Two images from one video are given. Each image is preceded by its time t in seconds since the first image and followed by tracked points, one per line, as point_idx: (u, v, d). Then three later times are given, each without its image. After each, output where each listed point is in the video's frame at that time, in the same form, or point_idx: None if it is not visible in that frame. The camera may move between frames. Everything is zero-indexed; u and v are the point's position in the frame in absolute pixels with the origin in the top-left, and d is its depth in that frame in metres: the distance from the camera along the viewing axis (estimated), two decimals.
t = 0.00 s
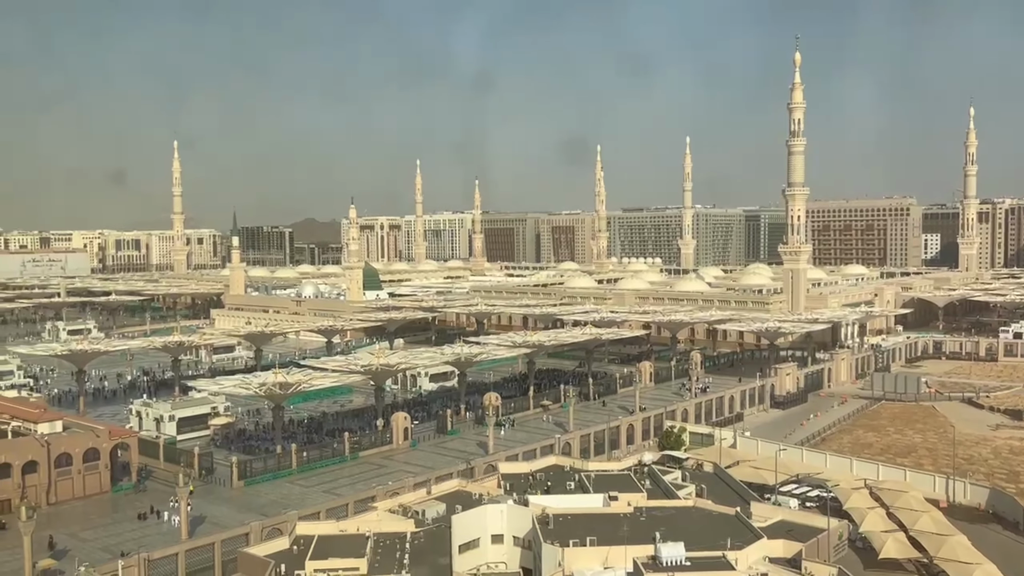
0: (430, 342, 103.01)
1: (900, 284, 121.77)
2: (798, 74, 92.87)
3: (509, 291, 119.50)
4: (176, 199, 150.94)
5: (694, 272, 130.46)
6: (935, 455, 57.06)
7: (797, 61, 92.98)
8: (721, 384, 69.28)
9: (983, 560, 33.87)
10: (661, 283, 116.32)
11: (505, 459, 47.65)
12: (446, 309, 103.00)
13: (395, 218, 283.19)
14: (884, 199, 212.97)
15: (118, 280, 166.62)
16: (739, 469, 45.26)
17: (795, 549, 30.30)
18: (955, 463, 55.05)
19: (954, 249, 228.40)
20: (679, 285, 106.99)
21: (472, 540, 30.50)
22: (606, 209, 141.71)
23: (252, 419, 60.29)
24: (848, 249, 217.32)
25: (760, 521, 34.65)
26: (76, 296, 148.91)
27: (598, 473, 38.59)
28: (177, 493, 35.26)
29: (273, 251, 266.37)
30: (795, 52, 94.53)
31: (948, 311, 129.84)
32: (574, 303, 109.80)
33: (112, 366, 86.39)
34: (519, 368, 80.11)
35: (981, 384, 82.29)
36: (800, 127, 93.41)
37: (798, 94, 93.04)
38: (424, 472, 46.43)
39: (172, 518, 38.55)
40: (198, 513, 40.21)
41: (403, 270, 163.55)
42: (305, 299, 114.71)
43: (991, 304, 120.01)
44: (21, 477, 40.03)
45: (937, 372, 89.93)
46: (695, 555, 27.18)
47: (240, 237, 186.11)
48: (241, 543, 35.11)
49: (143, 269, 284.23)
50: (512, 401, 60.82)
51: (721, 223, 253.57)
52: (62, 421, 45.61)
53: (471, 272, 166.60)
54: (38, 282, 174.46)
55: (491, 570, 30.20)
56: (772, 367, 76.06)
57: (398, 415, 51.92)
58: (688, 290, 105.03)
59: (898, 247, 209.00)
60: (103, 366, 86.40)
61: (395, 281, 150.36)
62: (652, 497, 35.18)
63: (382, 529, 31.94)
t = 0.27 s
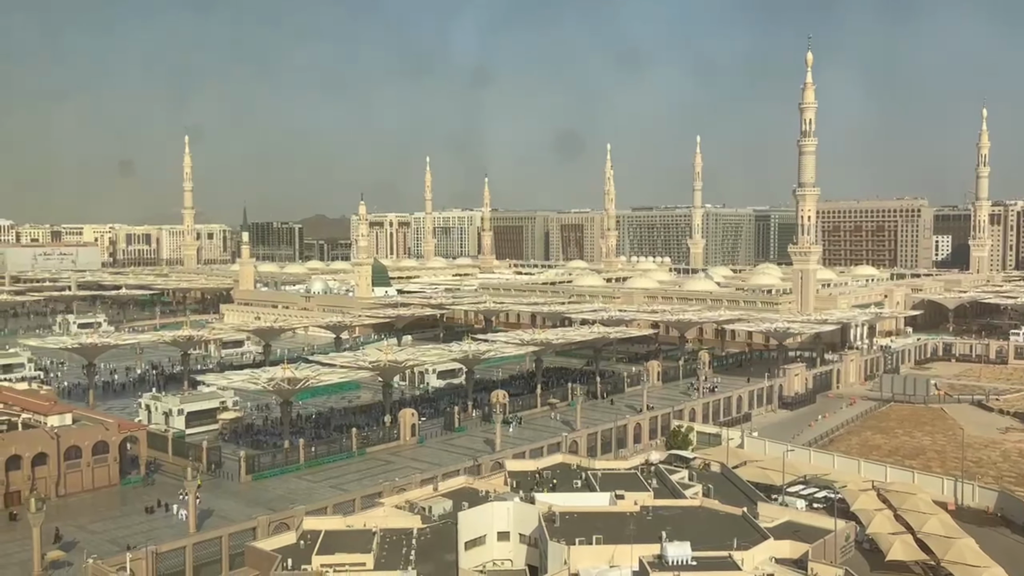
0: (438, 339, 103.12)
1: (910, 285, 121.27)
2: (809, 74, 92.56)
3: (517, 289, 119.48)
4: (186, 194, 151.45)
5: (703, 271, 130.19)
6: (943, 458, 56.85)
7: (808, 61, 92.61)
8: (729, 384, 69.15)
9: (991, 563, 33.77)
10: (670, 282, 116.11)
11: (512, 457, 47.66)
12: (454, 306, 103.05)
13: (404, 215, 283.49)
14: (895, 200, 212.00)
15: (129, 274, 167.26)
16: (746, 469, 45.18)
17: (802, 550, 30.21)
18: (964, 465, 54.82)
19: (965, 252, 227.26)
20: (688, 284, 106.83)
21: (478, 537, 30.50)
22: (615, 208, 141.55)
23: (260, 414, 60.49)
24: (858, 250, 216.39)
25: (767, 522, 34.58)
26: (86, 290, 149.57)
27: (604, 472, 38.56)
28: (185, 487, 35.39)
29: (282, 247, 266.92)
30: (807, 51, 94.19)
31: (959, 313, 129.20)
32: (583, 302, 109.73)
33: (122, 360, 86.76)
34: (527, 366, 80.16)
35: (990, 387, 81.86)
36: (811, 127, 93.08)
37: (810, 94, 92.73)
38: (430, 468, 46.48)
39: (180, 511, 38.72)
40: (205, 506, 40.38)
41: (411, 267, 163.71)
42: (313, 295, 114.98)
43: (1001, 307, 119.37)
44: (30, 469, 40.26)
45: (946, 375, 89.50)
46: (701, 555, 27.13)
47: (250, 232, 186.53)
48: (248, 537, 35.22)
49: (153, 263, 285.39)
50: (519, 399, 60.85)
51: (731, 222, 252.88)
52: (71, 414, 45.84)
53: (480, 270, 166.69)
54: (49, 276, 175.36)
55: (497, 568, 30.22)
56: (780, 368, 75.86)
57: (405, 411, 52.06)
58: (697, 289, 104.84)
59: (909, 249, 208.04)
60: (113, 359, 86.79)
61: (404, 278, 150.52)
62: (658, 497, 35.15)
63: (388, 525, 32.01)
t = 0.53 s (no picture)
0: (442, 335, 103.18)
1: (916, 286, 120.96)
2: (817, 74, 92.29)
3: (521, 286, 119.45)
4: (192, 189, 151.68)
5: (708, 270, 129.92)
6: (947, 459, 56.73)
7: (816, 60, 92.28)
8: (733, 383, 69.05)
9: (994, 565, 33.69)
10: (674, 280, 115.98)
11: (516, 454, 47.65)
12: (458, 303, 103.06)
13: (410, 212, 283.54)
14: (901, 200, 211.34)
15: (134, 268, 167.63)
16: (750, 468, 45.11)
17: (805, 550, 30.12)
18: (968, 467, 54.68)
19: (971, 253, 226.52)
20: (693, 283, 106.71)
21: (480, 534, 30.49)
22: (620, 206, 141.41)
23: (264, 409, 60.56)
24: (864, 250, 215.83)
25: (770, 522, 34.52)
26: (92, 283, 149.92)
27: (607, 470, 38.52)
28: (189, 481, 35.46)
29: (287, 242, 267.23)
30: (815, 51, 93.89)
31: (965, 314, 128.82)
32: (587, 299, 109.68)
33: (126, 353, 86.93)
34: (530, 364, 80.18)
35: (996, 389, 81.63)
36: (818, 126, 92.79)
37: (817, 93, 92.44)
38: (434, 465, 46.49)
39: (183, 505, 38.79)
40: (209, 501, 40.45)
41: (416, 263, 163.74)
42: (318, 291, 115.10)
43: (1008, 308, 119.02)
44: (35, 461, 40.37)
45: (952, 376, 89.30)
46: (703, 555, 27.09)
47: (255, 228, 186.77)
48: (251, 532, 35.25)
49: (159, 258, 285.98)
50: (523, 396, 60.82)
51: (737, 221, 252.46)
52: (76, 407, 45.93)
53: (484, 267, 166.67)
54: (55, 269, 175.82)
55: (499, 565, 30.21)
56: (785, 367, 75.72)
57: (409, 408, 52.09)
58: (702, 288, 104.71)
59: (915, 250, 207.42)
60: (117, 353, 86.98)
61: (408, 274, 150.63)
62: (661, 495, 35.09)
63: (391, 521, 32.02)
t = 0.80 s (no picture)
0: (445, 331, 103.24)
1: (919, 285, 120.85)
2: (822, 72, 92.15)
3: (524, 282, 119.45)
4: (195, 183, 151.81)
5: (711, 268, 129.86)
6: (949, 459, 56.73)
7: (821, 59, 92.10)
8: (735, 382, 69.05)
9: (994, 565, 33.71)
10: (677, 278, 115.92)
11: (517, 450, 47.70)
12: (461, 299, 103.09)
13: (413, 207, 283.60)
14: (905, 200, 211.01)
15: (138, 262, 167.82)
16: (752, 466, 45.13)
17: (805, 549, 30.14)
18: (969, 467, 54.67)
19: (975, 253, 226.09)
20: (696, 281, 106.68)
21: (481, 530, 30.56)
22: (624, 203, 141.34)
23: (266, 403, 60.67)
24: (868, 249, 215.58)
25: (770, 520, 34.54)
26: (95, 276, 150.19)
27: (609, 467, 38.56)
28: (191, 475, 35.56)
29: (290, 237, 267.31)
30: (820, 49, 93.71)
31: (968, 314, 128.64)
32: (590, 296, 109.69)
33: (129, 347, 87.14)
34: (532, 360, 80.24)
35: (998, 389, 81.57)
36: (823, 125, 92.66)
37: (822, 92, 92.30)
38: (436, 460, 46.59)
39: (185, 498, 38.94)
40: (211, 494, 40.56)
41: (419, 259, 163.80)
42: (321, 285, 115.19)
43: (1011, 309, 118.84)
44: (38, 453, 40.53)
45: (954, 376, 89.25)
46: (704, 552, 27.13)
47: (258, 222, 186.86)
48: (253, 526, 35.34)
49: (162, 251, 286.46)
50: (525, 393, 60.88)
51: (740, 220, 252.17)
52: (79, 399, 46.09)
53: (487, 263, 166.62)
54: (59, 261, 176.11)
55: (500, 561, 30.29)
56: (787, 366, 75.71)
57: (411, 403, 52.20)
58: (704, 286, 104.69)
59: (918, 249, 207.17)
60: (120, 346, 87.15)
61: (411, 270, 150.71)
62: (662, 493, 35.14)
63: (392, 516, 32.10)
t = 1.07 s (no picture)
0: (444, 329, 103.21)
1: (919, 286, 120.81)
2: (823, 72, 92.07)
3: (524, 280, 119.43)
4: (196, 178, 151.71)
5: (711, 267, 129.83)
6: (947, 459, 56.69)
7: (823, 58, 91.97)
8: (734, 381, 69.01)
9: (993, 567, 33.67)
10: (677, 277, 115.83)
11: (515, 448, 47.64)
12: (461, 297, 103.04)
13: (413, 205, 283.42)
14: (905, 200, 210.94)
15: (138, 257, 167.73)
16: (750, 465, 45.08)
17: (803, 548, 30.12)
18: (968, 468, 54.65)
19: (975, 253, 226.02)
20: (696, 280, 106.62)
21: (479, 528, 30.55)
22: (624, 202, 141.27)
23: (265, 400, 60.64)
24: (868, 250, 215.54)
25: (768, 519, 34.52)
26: (95, 271, 150.17)
27: (607, 466, 38.53)
28: (189, 470, 35.52)
29: (290, 234, 267.30)
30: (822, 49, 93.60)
31: (967, 315, 128.61)
32: (590, 295, 109.65)
33: (128, 342, 87.08)
34: (532, 358, 80.25)
35: (997, 390, 81.55)
36: (824, 124, 92.58)
37: (824, 91, 92.21)
38: (434, 458, 46.52)
39: (184, 494, 38.92)
40: (209, 490, 40.54)
41: (419, 256, 163.70)
42: (321, 282, 115.11)
43: (1010, 310, 118.78)
44: (36, 448, 40.48)
45: (953, 376, 89.21)
46: (701, 551, 27.11)
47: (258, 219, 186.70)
48: (251, 522, 35.30)
49: (162, 247, 286.44)
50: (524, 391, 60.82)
51: (740, 219, 252.08)
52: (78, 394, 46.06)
53: (487, 261, 166.57)
54: (59, 256, 176.09)
55: (498, 559, 30.28)
56: (786, 366, 75.65)
57: (410, 401, 52.14)
58: (704, 285, 104.64)
59: (918, 249, 207.10)
60: (120, 341, 87.12)
61: (411, 267, 150.67)
62: (660, 492, 35.12)
63: (390, 513, 32.05)
